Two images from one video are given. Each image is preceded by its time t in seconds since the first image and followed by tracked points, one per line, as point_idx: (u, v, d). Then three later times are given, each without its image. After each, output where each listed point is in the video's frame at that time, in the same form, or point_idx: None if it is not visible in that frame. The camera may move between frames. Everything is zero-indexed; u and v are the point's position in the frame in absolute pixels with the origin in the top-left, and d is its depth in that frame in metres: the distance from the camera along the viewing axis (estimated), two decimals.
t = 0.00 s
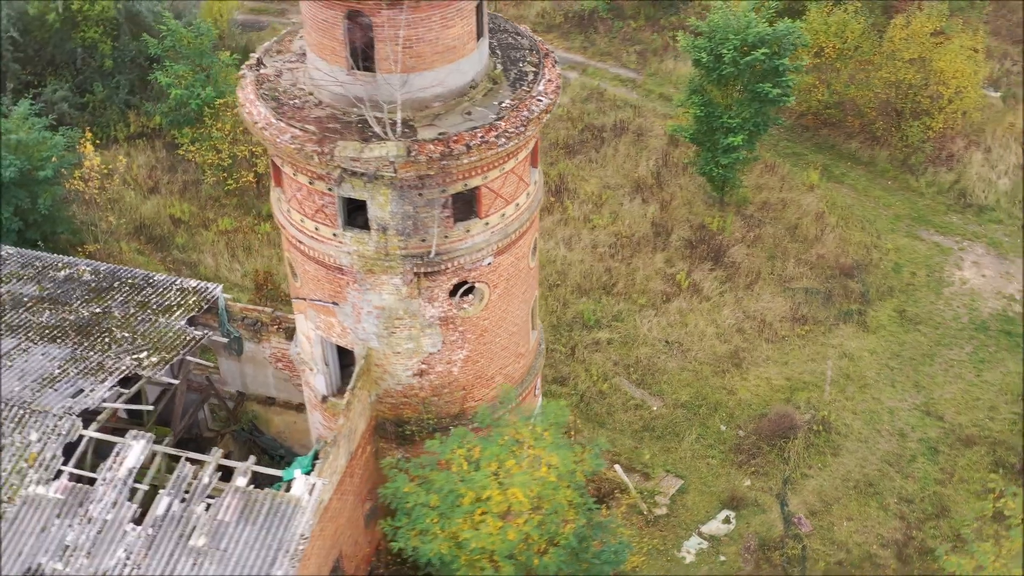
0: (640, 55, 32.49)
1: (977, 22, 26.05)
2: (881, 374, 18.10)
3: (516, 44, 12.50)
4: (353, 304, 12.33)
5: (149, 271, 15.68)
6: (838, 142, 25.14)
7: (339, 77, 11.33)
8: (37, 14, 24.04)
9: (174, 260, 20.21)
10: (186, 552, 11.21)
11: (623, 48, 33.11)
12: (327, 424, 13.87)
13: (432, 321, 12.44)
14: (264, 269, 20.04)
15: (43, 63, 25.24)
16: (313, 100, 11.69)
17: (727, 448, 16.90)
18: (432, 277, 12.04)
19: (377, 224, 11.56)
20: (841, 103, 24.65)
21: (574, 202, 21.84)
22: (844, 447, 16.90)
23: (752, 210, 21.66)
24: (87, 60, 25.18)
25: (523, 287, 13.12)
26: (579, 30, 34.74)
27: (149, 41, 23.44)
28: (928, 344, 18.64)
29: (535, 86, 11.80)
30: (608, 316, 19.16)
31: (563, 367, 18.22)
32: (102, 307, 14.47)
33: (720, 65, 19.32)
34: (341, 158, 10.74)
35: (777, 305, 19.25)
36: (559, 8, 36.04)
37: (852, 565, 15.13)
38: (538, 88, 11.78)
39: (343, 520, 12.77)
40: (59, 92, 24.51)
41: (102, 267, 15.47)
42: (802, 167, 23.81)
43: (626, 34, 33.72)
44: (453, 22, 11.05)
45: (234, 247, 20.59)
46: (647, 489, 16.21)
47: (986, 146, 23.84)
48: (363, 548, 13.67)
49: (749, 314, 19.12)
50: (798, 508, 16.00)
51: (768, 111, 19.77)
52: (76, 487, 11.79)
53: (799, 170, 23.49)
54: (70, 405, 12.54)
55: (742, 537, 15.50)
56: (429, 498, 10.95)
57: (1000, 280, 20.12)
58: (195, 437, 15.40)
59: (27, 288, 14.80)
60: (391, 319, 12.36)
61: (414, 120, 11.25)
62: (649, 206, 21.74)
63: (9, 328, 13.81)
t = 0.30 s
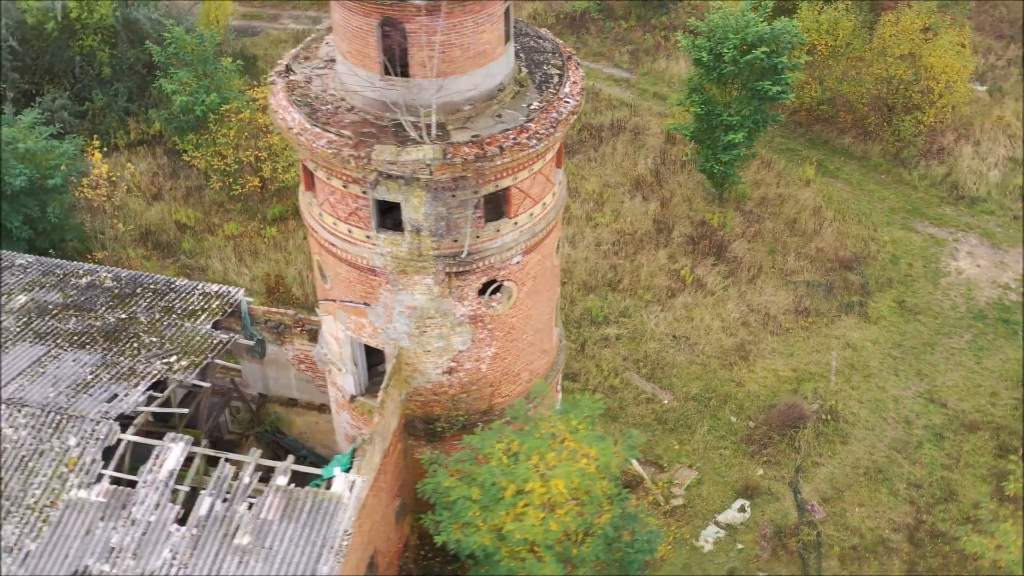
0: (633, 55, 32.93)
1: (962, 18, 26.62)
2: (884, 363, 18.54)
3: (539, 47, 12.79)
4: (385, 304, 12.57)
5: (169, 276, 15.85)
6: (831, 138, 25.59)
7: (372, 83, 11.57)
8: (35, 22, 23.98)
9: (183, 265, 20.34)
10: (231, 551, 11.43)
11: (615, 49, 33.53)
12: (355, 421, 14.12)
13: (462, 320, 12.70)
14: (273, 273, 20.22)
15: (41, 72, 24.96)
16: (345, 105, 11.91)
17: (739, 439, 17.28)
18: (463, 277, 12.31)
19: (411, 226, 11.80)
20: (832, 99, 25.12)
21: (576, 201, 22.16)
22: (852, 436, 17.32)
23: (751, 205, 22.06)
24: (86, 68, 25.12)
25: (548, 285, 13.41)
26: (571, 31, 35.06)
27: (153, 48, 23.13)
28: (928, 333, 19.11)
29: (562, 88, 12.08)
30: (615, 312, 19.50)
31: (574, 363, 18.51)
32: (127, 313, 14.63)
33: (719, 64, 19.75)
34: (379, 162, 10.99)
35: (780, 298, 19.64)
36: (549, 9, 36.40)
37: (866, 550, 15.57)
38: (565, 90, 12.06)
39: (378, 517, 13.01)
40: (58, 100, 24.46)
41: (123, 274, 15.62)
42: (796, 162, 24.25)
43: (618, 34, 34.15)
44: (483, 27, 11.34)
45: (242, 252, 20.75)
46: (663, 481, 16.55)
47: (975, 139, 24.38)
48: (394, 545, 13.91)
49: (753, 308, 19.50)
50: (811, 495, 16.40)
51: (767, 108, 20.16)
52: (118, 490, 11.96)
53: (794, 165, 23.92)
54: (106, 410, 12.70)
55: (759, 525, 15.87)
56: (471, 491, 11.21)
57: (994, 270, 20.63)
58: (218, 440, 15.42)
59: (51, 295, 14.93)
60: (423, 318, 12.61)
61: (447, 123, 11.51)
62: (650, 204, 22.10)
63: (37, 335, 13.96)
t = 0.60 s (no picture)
0: (627, 54, 33.35)
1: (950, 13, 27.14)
2: (889, 353, 18.97)
3: (563, 50, 13.07)
4: (417, 304, 12.80)
5: (190, 281, 16.02)
6: (825, 132, 26.01)
7: (405, 87, 11.77)
8: (35, 31, 23.96)
9: (192, 269, 20.45)
10: (277, 548, 11.65)
11: (609, 48, 33.92)
12: (382, 419, 14.34)
13: (493, 318, 12.95)
14: (284, 276, 20.39)
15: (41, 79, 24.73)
16: (378, 110, 12.11)
17: (751, 429, 17.62)
18: (495, 275, 12.57)
19: (445, 227, 12.04)
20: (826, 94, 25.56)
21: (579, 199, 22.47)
22: (861, 424, 17.74)
23: (752, 200, 22.44)
24: (86, 75, 25.08)
25: (574, 281, 13.69)
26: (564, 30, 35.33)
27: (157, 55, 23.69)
28: (930, 322, 19.57)
29: (589, 89, 12.35)
30: (623, 307, 19.82)
31: (585, 359, 18.79)
32: (154, 317, 14.79)
33: (720, 62, 20.12)
34: (417, 165, 11.21)
35: (785, 290, 20.02)
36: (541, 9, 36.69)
37: (880, 534, 16.01)
38: (592, 91, 12.33)
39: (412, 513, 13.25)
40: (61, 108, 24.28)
41: (145, 279, 15.78)
42: (792, 157, 24.67)
43: (611, 33, 34.55)
44: (514, 31, 11.59)
45: (250, 255, 20.90)
46: (679, 472, 16.89)
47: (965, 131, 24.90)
48: (426, 540, 14.15)
49: (759, 301, 19.86)
50: (824, 483, 16.80)
51: (767, 104, 20.57)
52: (161, 492, 12.14)
53: (791, 160, 24.33)
54: (143, 413, 12.88)
55: (775, 513, 16.25)
56: (512, 484, 11.49)
57: (991, 259, 21.14)
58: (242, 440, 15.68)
59: (76, 302, 15.07)
60: (454, 317, 12.85)
61: (480, 126, 11.75)
62: (652, 201, 22.45)
63: (67, 342, 14.10)
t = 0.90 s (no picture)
0: (616, 52, 33.68)
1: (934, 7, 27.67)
2: (890, 341, 19.41)
3: (584, 51, 13.35)
4: (447, 303, 13.03)
5: (210, 286, 16.17)
6: (817, 126, 26.43)
7: (436, 91, 11.99)
8: (32, 39, 23.95)
9: (199, 273, 20.55)
10: (320, 546, 11.84)
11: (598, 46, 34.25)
12: (409, 417, 14.57)
13: (521, 315, 13.21)
14: (292, 278, 20.54)
15: (38, 86, 24.75)
16: (408, 113, 12.32)
17: (761, 419, 17.98)
18: (523, 273, 12.82)
19: (476, 227, 12.27)
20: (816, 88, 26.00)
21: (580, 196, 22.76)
22: (867, 411, 18.16)
23: (749, 194, 22.82)
24: (82, 82, 25.06)
25: (597, 278, 13.98)
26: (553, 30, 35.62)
27: (160, 61, 23.79)
28: (928, 310, 20.04)
29: (613, 89, 12.63)
30: (629, 303, 20.14)
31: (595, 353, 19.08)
32: (178, 322, 14.93)
33: (720, 60, 20.49)
34: (452, 167, 11.44)
35: (786, 282, 20.42)
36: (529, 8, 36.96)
37: (891, 518, 16.44)
38: (616, 92, 12.61)
39: (445, 508, 13.48)
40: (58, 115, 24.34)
41: (165, 284, 15.91)
42: (786, 151, 25.08)
43: (600, 32, 34.87)
44: (542, 34, 11.84)
45: (256, 258, 21.04)
46: (692, 462, 17.23)
47: (953, 123, 25.42)
48: (455, 535, 14.39)
49: (761, 293, 20.24)
50: (834, 469, 17.19)
51: (765, 99, 20.98)
52: (201, 494, 12.31)
53: (785, 154, 24.74)
54: (178, 417, 13.03)
55: (788, 500, 16.62)
56: (551, 477, 11.74)
57: (984, 247, 21.64)
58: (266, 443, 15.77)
59: (99, 309, 15.19)
60: (483, 315, 13.10)
61: (510, 127, 11.99)
62: (651, 196, 22.78)
63: (95, 348, 14.22)
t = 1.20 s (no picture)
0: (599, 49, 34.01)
1: None
2: (886, 328, 19.87)
3: (599, 52, 13.62)
4: (472, 303, 13.26)
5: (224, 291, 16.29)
6: (802, 119, 26.70)
7: (461, 94, 12.21)
8: (22, 48, 23.91)
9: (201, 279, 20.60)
10: (359, 545, 12.05)
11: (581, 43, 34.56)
12: (430, 415, 14.79)
13: (543, 313, 13.46)
14: (294, 282, 20.65)
15: (28, 96, 24.85)
16: (432, 117, 12.53)
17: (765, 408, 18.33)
18: (546, 272, 13.07)
19: (502, 227, 12.51)
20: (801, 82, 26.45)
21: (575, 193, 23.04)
22: (868, 397, 18.59)
23: (741, 187, 23.22)
24: (73, 90, 24.98)
25: (614, 274, 14.26)
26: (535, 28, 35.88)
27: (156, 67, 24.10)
28: (921, 297, 20.53)
29: (631, 89, 12.90)
30: (630, 297, 20.45)
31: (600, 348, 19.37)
32: (198, 328, 15.04)
33: (712, 56, 20.92)
34: (481, 169, 11.65)
35: (782, 273, 20.82)
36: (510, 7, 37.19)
37: (898, 500, 16.87)
38: (633, 91, 12.88)
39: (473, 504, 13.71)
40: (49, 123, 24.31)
41: (180, 291, 16.01)
42: (774, 143, 25.50)
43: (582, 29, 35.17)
44: (564, 37, 12.08)
45: (257, 263, 21.13)
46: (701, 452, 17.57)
47: (935, 114, 25.98)
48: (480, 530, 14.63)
49: (758, 284, 20.63)
50: (840, 455, 17.60)
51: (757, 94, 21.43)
52: (237, 497, 12.45)
53: (774, 147, 25.16)
54: (208, 423, 13.16)
55: (796, 486, 17.00)
56: (585, 470, 12.01)
57: (972, 234, 22.17)
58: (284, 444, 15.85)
59: (117, 317, 15.26)
60: (507, 314, 13.33)
61: (534, 129, 12.23)
62: (645, 192, 23.12)
63: (117, 357, 14.31)
